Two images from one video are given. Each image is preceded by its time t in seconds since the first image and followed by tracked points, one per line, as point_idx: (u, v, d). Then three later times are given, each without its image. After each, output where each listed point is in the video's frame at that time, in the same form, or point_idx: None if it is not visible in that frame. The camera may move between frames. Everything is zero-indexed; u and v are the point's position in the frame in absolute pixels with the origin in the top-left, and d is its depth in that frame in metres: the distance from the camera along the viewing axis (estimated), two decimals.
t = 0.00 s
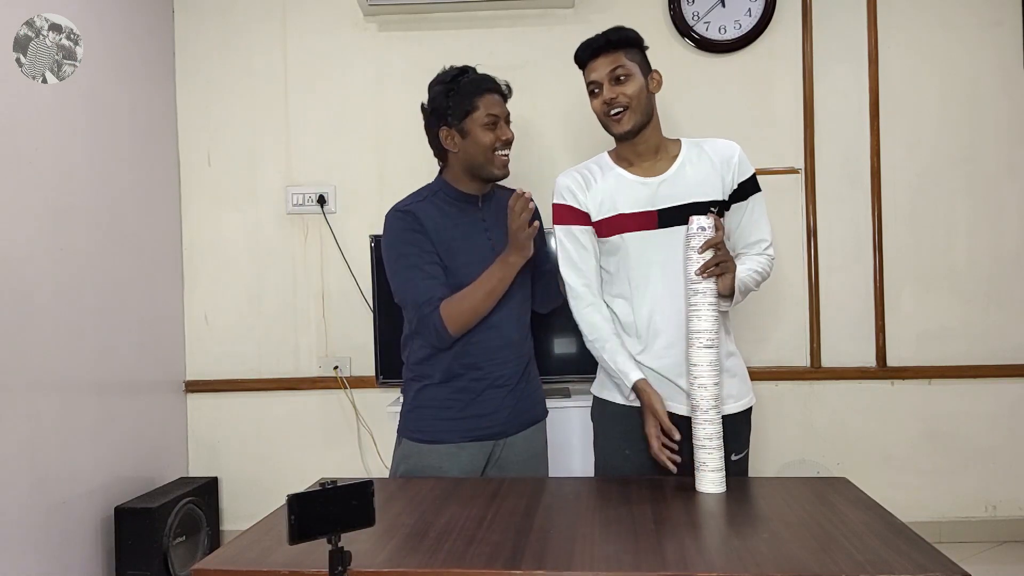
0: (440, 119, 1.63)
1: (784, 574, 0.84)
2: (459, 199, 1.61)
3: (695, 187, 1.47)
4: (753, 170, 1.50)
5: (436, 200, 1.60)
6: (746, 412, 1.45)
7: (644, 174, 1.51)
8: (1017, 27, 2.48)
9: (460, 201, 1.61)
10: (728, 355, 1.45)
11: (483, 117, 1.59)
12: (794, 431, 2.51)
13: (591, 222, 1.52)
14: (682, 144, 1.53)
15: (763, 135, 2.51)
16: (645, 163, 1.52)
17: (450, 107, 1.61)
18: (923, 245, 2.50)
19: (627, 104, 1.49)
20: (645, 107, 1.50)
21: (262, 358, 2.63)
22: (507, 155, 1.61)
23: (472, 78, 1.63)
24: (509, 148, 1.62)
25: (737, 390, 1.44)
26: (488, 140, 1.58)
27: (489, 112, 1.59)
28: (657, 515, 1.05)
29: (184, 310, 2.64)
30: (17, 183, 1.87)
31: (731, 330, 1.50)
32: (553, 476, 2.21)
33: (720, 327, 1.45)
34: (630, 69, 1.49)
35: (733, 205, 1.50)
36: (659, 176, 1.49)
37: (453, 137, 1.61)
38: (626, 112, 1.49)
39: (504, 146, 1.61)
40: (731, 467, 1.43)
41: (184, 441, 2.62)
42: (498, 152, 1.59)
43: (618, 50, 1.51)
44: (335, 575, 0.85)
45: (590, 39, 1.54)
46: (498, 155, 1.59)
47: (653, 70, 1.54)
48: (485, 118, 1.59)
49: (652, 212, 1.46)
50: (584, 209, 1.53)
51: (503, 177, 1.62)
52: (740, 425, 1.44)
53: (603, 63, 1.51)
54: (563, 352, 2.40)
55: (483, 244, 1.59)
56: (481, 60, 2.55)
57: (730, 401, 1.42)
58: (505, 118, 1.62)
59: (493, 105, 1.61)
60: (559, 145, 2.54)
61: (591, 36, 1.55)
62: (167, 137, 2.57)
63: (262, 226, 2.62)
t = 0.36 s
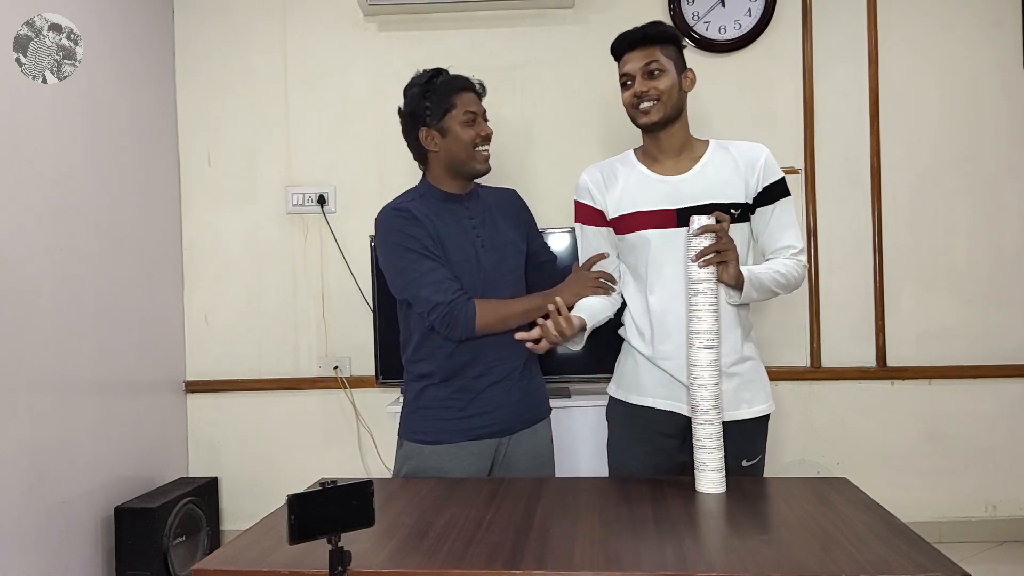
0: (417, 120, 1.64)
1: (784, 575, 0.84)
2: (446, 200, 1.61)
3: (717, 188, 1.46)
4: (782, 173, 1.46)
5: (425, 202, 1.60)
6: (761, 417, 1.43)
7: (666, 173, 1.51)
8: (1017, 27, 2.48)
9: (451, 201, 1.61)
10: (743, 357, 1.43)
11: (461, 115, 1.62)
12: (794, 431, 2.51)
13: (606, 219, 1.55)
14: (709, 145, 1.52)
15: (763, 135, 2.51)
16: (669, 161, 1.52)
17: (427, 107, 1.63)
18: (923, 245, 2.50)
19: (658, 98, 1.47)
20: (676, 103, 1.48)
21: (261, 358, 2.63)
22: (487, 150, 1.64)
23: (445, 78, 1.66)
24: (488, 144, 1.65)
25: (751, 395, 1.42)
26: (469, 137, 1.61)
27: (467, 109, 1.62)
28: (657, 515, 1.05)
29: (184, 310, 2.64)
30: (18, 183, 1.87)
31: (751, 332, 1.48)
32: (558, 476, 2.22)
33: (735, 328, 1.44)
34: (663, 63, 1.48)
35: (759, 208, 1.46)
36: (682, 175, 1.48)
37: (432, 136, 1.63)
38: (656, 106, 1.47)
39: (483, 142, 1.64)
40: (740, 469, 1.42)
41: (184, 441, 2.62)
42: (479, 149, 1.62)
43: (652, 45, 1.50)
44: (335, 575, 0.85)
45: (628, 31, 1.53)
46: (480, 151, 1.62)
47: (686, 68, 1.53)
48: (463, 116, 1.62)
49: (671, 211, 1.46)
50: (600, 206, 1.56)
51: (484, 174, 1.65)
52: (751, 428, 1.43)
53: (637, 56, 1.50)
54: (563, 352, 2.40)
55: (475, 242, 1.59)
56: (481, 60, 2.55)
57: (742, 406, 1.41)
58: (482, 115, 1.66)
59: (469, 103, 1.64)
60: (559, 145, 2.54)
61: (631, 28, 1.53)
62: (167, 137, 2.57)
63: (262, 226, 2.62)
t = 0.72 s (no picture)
0: (383, 123, 1.69)
1: (784, 575, 0.84)
2: (415, 200, 1.63)
3: (726, 185, 1.46)
4: (793, 173, 1.46)
5: (393, 202, 1.62)
6: (767, 420, 1.42)
7: (677, 171, 1.50)
8: (1017, 27, 2.48)
9: (418, 202, 1.63)
10: (750, 360, 1.43)
11: (422, 113, 1.63)
12: (794, 431, 2.51)
13: (616, 215, 1.54)
14: (719, 144, 1.51)
15: (763, 135, 2.51)
16: (679, 159, 1.51)
17: (390, 109, 1.66)
18: (923, 244, 2.50)
19: (667, 92, 1.48)
20: (685, 99, 1.49)
21: (261, 358, 2.63)
22: (449, 148, 1.63)
23: (410, 79, 1.69)
24: (451, 142, 1.65)
25: (758, 399, 1.41)
26: (427, 136, 1.62)
27: (426, 109, 1.63)
28: (657, 515, 1.05)
29: (184, 310, 2.64)
30: (18, 183, 1.87)
31: (760, 334, 1.47)
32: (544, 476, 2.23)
33: (741, 329, 1.43)
34: (671, 59, 1.50)
35: (769, 206, 1.46)
36: (693, 172, 1.48)
37: (396, 138, 1.66)
38: (666, 99, 1.48)
39: (444, 140, 1.64)
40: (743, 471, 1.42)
41: (184, 441, 2.62)
42: (439, 146, 1.62)
43: (661, 43, 1.52)
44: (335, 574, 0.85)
45: (636, 31, 1.55)
46: (440, 149, 1.62)
47: (693, 69, 1.55)
48: (423, 115, 1.63)
49: (681, 208, 1.46)
50: (611, 202, 1.55)
51: (447, 172, 1.64)
52: (756, 430, 1.42)
53: (646, 53, 1.51)
54: (562, 351, 2.40)
55: (439, 242, 1.61)
56: (481, 60, 2.55)
57: (746, 408, 1.41)
58: (444, 113, 1.66)
59: (432, 102, 1.65)
60: (559, 145, 2.54)
61: (640, 28, 1.55)
62: (167, 137, 2.57)
63: (262, 226, 2.62)
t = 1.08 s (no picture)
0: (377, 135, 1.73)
1: (784, 575, 0.84)
2: (404, 205, 1.65)
3: (726, 185, 1.46)
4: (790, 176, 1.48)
5: (381, 207, 1.64)
6: (764, 420, 1.42)
7: (678, 171, 1.51)
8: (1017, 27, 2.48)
9: (405, 208, 1.64)
10: (748, 360, 1.43)
11: (405, 125, 1.64)
12: (794, 431, 2.51)
13: (618, 212, 1.52)
14: (718, 146, 1.52)
15: (763, 135, 2.50)
16: (679, 159, 1.52)
17: (380, 122, 1.70)
18: (924, 244, 2.50)
19: (672, 91, 1.48)
20: (688, 99, 1.50)
21: (261, 358, 2.63)
22: (428, 159, 1.63)
23: (408, 86, 1.69)
24: (430, 152, 1.64)
25: (755, 398, 1.42)
26: (405, 149, 1.63)
27: (405, 122, 1.64)
28: (656, 515, 1.05)
29: (184, 310, 2.64)
30: (19, 183, 1.87)
31: (756, 335, 1.48)
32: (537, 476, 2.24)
33: (739, 330, 1.44)
34: (677, 58, 1.50)
35: (766, 208, 1.46)
36: (694, 172, 1.49)
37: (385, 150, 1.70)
38: (670, 98, 1.48)
39: (423, 151, 1.64)
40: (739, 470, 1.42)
41: (184, 441, 2.62)
42: (416, 159, 1.62)
43: (667, 42, 1.52)
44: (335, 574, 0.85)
45: (643, 29, 1.55)
46: (417, 162, 1.63)
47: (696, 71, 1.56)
48: (402, 129, 1.64)
49: (682, 208, 1.46)
50: (613, 199, 1.53)
51: (428, 182, 1.64)
52: (753, 430, 1.43)
53: (653, 50, 1.51)
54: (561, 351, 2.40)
55: (422, 247, 1.61)
56: (481, 59, 2.55)
57: (744, 408, 1.41)
58: (425, 123, 1.65)
59: (419, 114, 1.66)
60: (559, 145, 2.55)
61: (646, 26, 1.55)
62: (167, 137, 2.57)
63: (262, 226, 2.62)
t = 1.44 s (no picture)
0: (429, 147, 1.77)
1: (784, 575, 0.85)
2: (454, 215, 1.68)
3: (717, 187, 1.46)
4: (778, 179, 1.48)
5: (431, 217, 1.66)
6: (755, 417, 1.42)
7: (668, 173, 1.51)
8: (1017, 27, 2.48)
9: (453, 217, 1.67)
10: (738, 358, 1.43)
11: (456, 141, 1.67)
12: (795, 431, 2.51)
13: (607, 212, 1.52)
14: (708, 149, 1.53)
15: (763, 135, 2.50)
16: (668, 162, 1.52)
17: (432, 135, 1.74)
18: (924, 244, 2.50)
19: (663, 107, 1.48)
20: (679, 113, 1.49)
21: (262, 358, 2.63)
22: (477, 175, 1.66)
23: (461, 103, 1.72)
24: (480, 168, 1.67)
25: (746, 395, 1.42)
26: (455, 164, 1.66)
27: (457, 137, 1.67)
28: (657, 514, 1.05)
29: (184, 309, 2.64)
30: (19, 182, 1.86)
31: (746, 334, 1.48)
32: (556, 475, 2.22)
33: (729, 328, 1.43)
34: (668, 71, 1.48)
35: (752, 209, 1.46)
36: (684, 175, 1.49)
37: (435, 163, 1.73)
38: (660, 115, 1.48)
39: (473, 167, 1.66)
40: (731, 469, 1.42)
41: (184, 441, 2.62)
42: (465, 174, 1.65)
43: (659, 51, 1.50)
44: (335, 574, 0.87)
45: (638, 35, 1.52)
46: (466, 177, 1.65)
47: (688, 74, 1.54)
48: (453, 144, 1.67)
49: (671, 208, 1.46)
50: (602, 199, 1.52)
51: (477, 198, 1.67)
52: (746, 427, 1.42)
53: (644, 61, 1.49)
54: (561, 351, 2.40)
55: (471, 257, 1.63)
56: (481, 59, 2.55)
57: (736, 405, 1.41)
58: (477, 140, 1.68)
59: (470, 132, 1.68)
60: (559, 144, 2.54)
61: (642, 29, 1.52)
62: (167, 137, 2.57)
63: (262, 226, 2.62)
